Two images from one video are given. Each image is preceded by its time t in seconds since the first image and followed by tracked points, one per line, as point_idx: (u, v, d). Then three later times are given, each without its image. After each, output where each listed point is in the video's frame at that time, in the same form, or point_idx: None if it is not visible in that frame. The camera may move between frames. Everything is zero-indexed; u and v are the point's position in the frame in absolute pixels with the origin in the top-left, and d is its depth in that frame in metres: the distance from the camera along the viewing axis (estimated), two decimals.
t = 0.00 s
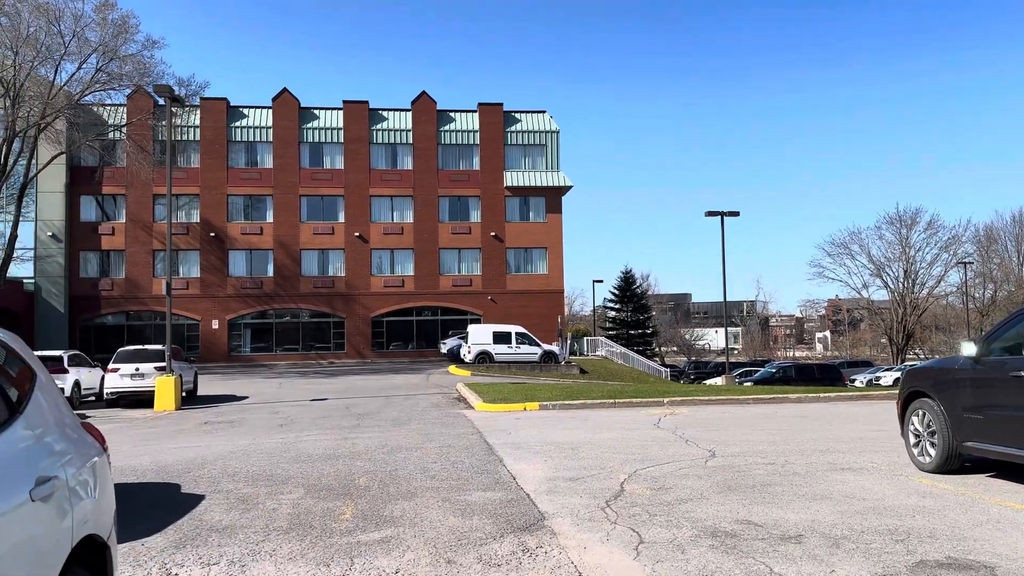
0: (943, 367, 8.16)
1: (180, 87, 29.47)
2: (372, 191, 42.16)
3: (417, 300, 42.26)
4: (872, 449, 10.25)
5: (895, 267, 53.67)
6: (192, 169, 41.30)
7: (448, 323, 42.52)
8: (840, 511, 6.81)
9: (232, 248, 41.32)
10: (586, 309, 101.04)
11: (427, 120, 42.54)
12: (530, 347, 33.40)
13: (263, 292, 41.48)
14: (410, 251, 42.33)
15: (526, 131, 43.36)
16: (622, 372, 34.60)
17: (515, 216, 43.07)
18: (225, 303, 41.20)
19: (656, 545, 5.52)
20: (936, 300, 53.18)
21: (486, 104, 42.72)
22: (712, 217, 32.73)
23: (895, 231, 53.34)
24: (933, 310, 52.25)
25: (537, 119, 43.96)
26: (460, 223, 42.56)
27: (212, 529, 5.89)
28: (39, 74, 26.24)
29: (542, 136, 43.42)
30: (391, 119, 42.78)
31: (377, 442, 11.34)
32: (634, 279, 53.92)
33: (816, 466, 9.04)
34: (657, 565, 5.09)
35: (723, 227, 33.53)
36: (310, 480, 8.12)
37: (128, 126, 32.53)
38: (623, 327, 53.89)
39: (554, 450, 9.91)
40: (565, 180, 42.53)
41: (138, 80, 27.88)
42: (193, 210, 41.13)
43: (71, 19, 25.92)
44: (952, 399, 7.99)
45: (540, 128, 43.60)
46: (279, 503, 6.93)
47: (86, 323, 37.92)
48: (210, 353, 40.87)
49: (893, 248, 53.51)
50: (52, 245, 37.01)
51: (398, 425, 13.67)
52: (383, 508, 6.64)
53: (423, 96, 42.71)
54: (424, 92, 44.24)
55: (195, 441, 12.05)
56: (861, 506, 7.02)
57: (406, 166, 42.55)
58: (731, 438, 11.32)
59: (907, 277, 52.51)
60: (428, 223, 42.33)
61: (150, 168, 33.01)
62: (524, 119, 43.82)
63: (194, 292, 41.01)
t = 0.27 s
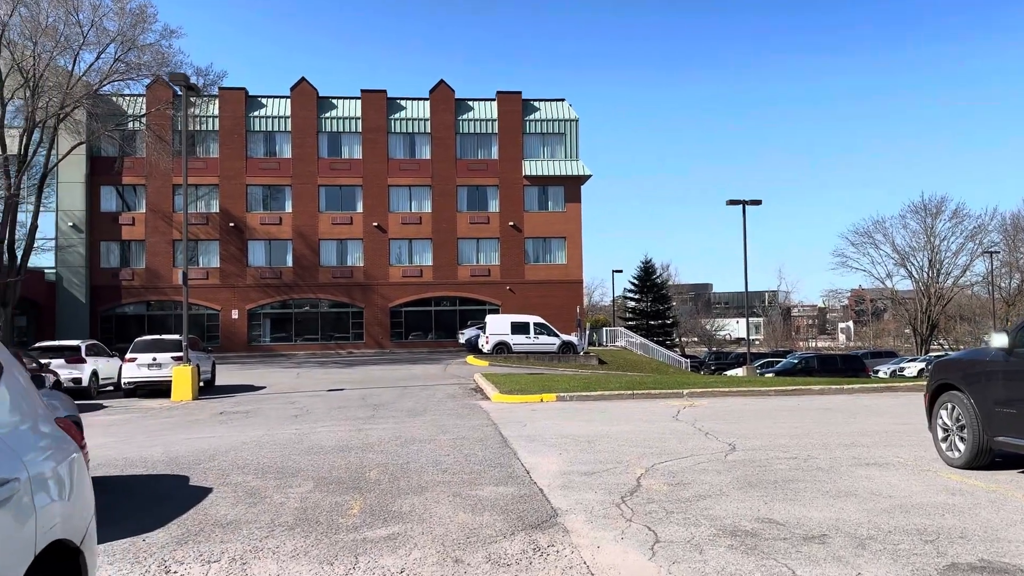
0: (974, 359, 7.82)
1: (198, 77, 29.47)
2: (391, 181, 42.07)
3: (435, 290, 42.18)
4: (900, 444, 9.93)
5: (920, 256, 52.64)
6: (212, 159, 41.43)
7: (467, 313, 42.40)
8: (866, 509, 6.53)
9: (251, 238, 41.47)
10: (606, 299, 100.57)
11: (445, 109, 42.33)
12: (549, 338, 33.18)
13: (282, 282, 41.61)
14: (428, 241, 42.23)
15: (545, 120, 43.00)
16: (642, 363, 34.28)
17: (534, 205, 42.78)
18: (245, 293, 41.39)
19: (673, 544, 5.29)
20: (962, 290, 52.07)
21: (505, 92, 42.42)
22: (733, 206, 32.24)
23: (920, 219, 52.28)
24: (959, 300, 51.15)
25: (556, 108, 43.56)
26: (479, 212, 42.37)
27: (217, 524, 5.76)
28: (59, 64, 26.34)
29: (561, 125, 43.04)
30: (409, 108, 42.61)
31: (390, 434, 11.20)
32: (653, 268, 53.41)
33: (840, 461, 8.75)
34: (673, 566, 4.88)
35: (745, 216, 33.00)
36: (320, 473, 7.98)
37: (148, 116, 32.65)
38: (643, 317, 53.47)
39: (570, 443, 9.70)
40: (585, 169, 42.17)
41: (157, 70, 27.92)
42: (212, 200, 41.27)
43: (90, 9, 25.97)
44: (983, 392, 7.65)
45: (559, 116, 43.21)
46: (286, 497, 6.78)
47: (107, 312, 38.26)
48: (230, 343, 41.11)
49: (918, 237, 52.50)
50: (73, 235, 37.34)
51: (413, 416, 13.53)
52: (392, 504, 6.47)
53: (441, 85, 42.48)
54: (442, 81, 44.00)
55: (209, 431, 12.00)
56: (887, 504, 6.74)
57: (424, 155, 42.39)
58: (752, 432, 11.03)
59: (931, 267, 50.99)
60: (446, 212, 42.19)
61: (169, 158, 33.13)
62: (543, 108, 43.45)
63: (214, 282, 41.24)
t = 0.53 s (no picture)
0: (1005, 349, 7.47)
1: (216, 69, 29.45)
2: (408, 171, 41.94)
3: (453, 281, 42.07)
4: (926, 436, 9.59)
5: (945, 245, 51.68)
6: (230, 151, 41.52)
7: (484, 303, 42.25)
8: (891, 506, 6.24)
9: (270, 230, 41.56)
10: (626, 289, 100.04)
11: (462, 99, 42.08)
12: (567, 328, 32.93)
13: (300, 273, 41.69)
14: (446, 231, 42.10)
15: (563, 108, 42.61)
16: (661, 353, 33.91)
17: (552, 195, 42.47)
18: (263, 284, 41.54)
19: (688, 543, 5.06)
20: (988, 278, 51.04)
21: (522, 81, 42.07)
22: (754, 193, 31.73)
23: (945, 207, 51.29)
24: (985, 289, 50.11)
25: (574, 96, 43.14)
26: (496, 202, 42.14)
27: (218, 518, 5.61)
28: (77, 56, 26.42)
29: (579, 113, 42.63)
30: (426, 98, 42.40)
31: (403, 425, 11.04)
32: (673, 258, 52.88)
33: (864, 455, 8.44)
34: (689, 565, 4.65)
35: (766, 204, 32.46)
36: (329, 465, 7.83)
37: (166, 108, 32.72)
38: (662, 307, 53.03)
39: (585, 435, 9.47)
40: (603, 158, 41.76)
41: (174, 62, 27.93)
42: (230, 192, 41.39)
43: (107, 1, 25.97)
44: (1015, 382, 7.31)
45: (576, 104, 42.80)
46: (292, 490, 6.63)
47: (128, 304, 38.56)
48: (249, 334, 41.32)
49: (943, 225, 51.53)
50: (93, 227, 37.64)
51: (427, 407, 13.37)
52: (398, 498, 6.29)
53: (458, 74, 42.21)
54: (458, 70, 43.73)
55: (222, 423, 11.93)
56: (914, 500, 6.45)
57: (441, 145, 42.20)
58: (773, 424, 10.74)
59: (956, 255, 49.95)
60: (464, 202, 42.01)
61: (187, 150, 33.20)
62: (561, 96, 43.05)
63: (233, 273, 41.41)
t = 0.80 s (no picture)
0: None
1: (232, 65, 29.47)
2: (425, 167, 41.81)
3: (470, 277, 41.91)
4: (957, 436, 9.22)
5: (970, 237, 50.62)
6: (248, 147, 41.62)
7: (502, 299, 42.05)
8: (921, 512, 5.95)
9: (288, 226, 41.62)
10: (646, 284, 99.26)
11: (478, 93, 41.86)
12: (585, 324, 32.64)
13: (318, 269, 41.74)
14: (463, 227, 41.95)
15: (580, 102, 42.27)
16: (681, 349, 33.52)
17: (570, 189, 42.16)
18: (282, 281, 41.62)
19: (706, 552, 4.83)
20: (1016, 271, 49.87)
21: (539, 74, 41.75)
22: (777, 186, 31.21)
23: (971, 199, 50.26)
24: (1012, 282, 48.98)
25: (592, 89, 42.74)
26: (513, 197, 41.90)
27: (220, 523, 5.45)
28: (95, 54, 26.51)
29: (597, 106, 42.25)
30: (442, 93, 42.23)
31: (415, 424, 10.85)
32: (693, 252, 52.32)
33: (892, 456, 8.13)
34: None
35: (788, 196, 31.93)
36: (338, 466, 7.67)
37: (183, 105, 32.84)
38: (682, 302, 52.51)
39: (601, 435, 9.23)
40: (622, 151, 41.35)
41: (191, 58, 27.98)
42: (249, 188, 41.50)
43: None
44: None
45: (594, 98, 42.42)
46: (298, 493, 6.46)
47: (148, 301, 38.80)
48: (268, 330, 41.46)
49: (969, 217, 50.50)
50: (113, 225, 37.87)
51: (442, 405, 13.17)
52: (406, 502, 6.10)
53: (475, 69, 41.99)
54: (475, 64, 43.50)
55: (235, 421, 11.82)
56: (946, 505, 6.14)
57: (458, 140, 42.03)
58: (797, 423, 10.42)
59: (983, 248, 48.82)
60: (481, 198, 41.83)
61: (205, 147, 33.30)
62: (578, 90, 42.70)
63: (251, 270, 41.55)
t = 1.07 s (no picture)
0: None
1: (250, 60, 29.45)
2: (443, 161, 41.66)
3: (490, 272, 41.74)
4: (993, 433, 8.86)
5: (998, 229, 49.58)
6: (267, 143, 41.71)
7: (522, 294, 41.83)
8: (960, 512, 5.63)
9: (307, 222, 41.67)
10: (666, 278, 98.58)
11: (497, 86, 41.60)
12: (605, 318, 32.33)
13: (338, 264, 41.77)
14: (482, 222, 41.77)
15: (599, 94, 41.87)
16: (702, 343, 33.10)
17: (589, 182, 41.80)
18: (302, 277, 41.72)
19: (733, 555, 4.57)
20: None
21: (558, 67, 41.41)
22: (800, 177, 30.63)
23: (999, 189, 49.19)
24: None
25: (611, 81, 42.31)
26: (533, 191, 41.64)
27: (227, 522, 5.28)
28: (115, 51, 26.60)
29: (617, 99, 41.82)
30: (461, 86, 42.02)
31: (432, 419, 10.66)
32: (715, 246, 51.70)
33: (925, 453, 7.79)
34: None
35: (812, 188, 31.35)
36: (351, 463, 7.49)
37: (203, 101, 32.94)
38: (703, 296, 51.96)
39: (621, 431, 8.98)
40: (642, 144, 40.91)
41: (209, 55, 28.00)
42: (268, 184, 41.61)
43: None
44: None
45: (614, 90, 41.99)
46: (309, 491, 6.28)
47: (169, 297, 39.06)
48: (288, 325, 41.60)
49: (997, 208, 49.43)
50: (134, 221, 38.05)
51: (460, 400, 12.99)
52: (419, 500, 5.89)
53: (494, 62, 41.73)
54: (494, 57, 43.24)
55: (251, 416, 11.74)
56: (987, 506, 5.82)
57: (477, 134, 41.81)
58: (824, 418, 10.10)
59: (1012, 240, 47.78)
60: (500, 192, 41.61)
61: (224, 143, 33.37)
62: (598, 82, 42.28)
63: (271, 266, 41.66)
